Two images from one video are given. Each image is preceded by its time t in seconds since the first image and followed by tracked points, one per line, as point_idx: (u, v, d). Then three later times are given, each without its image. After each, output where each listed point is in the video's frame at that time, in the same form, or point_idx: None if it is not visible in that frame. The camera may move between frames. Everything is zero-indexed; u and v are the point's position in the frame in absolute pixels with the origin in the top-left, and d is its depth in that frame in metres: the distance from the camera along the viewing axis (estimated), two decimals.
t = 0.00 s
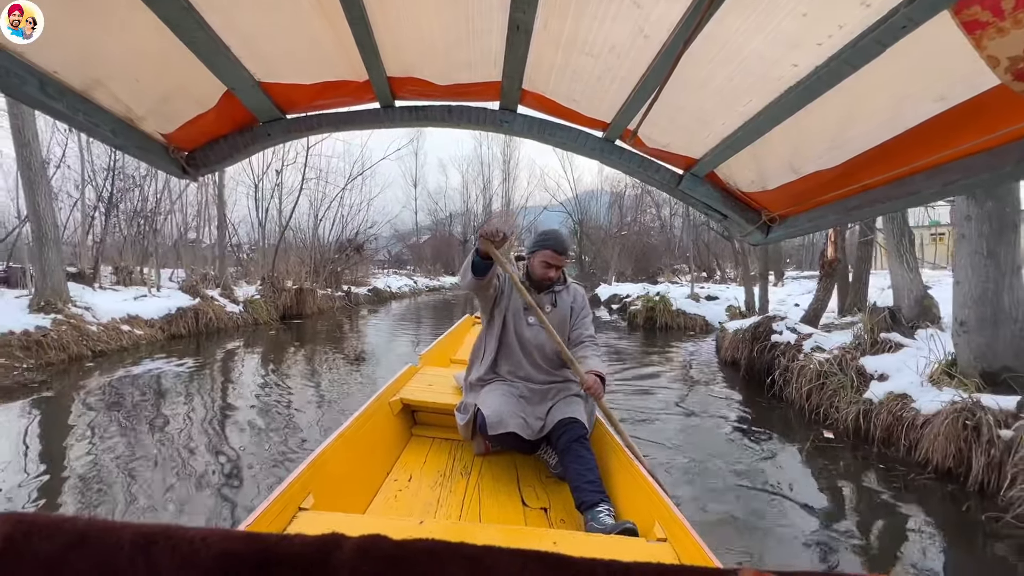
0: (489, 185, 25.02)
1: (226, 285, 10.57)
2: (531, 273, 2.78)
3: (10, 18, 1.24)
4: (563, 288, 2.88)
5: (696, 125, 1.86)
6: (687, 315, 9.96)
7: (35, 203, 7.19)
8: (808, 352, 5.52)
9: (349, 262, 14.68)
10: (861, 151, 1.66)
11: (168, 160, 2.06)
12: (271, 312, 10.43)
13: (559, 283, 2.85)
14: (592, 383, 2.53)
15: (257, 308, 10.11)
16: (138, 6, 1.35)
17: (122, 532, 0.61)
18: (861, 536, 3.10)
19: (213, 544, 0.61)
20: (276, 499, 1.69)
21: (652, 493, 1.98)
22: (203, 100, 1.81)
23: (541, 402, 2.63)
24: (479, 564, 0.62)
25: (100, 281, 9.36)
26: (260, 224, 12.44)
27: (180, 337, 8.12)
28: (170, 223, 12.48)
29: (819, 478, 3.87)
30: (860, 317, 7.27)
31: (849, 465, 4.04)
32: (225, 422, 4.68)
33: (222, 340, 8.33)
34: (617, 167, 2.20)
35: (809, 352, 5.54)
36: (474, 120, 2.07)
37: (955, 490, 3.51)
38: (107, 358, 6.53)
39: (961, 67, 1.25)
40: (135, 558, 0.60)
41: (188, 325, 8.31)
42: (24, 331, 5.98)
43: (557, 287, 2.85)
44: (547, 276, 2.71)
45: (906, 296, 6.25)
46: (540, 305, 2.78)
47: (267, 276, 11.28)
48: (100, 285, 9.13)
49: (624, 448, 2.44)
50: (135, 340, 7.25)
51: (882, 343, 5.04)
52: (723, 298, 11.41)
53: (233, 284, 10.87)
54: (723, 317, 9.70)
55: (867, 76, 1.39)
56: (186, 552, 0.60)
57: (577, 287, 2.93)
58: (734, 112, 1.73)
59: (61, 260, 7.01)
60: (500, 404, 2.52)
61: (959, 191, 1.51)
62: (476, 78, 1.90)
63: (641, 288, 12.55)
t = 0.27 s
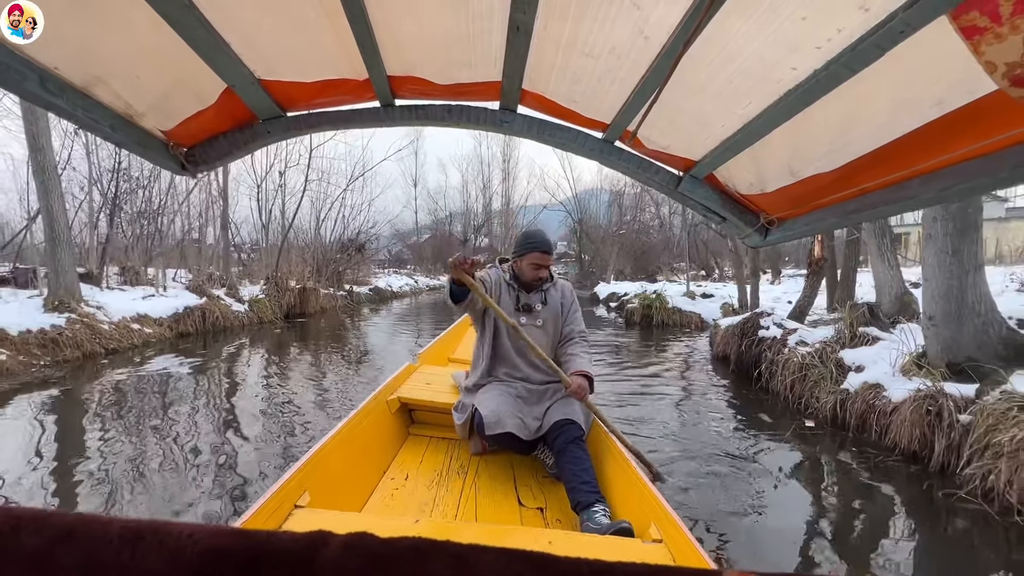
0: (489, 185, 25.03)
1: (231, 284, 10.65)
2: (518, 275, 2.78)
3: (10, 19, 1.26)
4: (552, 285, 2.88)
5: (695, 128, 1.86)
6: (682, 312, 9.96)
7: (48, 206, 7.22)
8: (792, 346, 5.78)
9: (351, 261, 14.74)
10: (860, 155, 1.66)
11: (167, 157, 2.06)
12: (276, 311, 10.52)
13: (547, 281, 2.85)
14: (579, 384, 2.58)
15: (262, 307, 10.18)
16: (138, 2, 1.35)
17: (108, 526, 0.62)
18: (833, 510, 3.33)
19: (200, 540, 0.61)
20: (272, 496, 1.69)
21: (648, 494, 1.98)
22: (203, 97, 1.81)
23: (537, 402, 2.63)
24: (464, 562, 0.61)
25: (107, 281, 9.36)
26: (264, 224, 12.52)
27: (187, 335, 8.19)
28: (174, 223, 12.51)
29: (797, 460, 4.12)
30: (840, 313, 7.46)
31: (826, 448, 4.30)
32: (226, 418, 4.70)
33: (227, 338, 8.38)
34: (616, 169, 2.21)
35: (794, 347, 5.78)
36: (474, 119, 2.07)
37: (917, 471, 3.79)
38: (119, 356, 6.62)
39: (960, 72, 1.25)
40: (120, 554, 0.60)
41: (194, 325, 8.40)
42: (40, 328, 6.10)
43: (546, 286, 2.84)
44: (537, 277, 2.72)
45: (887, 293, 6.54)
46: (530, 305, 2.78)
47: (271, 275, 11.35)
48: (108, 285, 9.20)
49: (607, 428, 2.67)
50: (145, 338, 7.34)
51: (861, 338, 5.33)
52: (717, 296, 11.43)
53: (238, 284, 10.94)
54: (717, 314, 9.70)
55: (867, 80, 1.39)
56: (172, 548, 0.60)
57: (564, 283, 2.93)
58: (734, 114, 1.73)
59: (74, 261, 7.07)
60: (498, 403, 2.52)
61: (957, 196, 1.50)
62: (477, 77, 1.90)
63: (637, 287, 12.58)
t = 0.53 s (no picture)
0: (488, 185, 25.04)
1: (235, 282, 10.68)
2: (510, 274, 2.76)
3: (10, 18, 1.27)
4: (542, 281, 2.84)
5: (692, 127, 1.86)
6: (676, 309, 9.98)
7: (59, 207, 7.16)
8: (777, 339, 5.92)
9: (352, 261, 14.75)
10: (855, 154, 1.66)
11: (161, 153, 2.05)
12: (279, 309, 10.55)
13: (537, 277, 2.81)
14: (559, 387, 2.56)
15: (265, 305, 10.20)
16: None
17: (77, 521, 0.61)
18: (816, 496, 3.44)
19: (171, 535, 0.61)
20: (266, 494, 1.68)
21: (643, 493, 1.98)
22: (197, 92, 1.80)
23: (535, 401, 2.62)
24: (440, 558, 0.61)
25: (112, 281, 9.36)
26: (266, 223, 12.52)
27: (194, 334, 8.19)
28: (176, 224, 12.50)
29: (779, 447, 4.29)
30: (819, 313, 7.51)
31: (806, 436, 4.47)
32: (226, 416, 4.70)
33: (232, 336, 8.39)
34: (613, 168, 2.20)
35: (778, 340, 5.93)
36: (471, 117, 2.06)
37: (886, 453, 4.00)
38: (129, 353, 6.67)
39: (955, 71, 1.25)
40: (88, 549, 0.59)
41: (201, 323, 8.40)
42: (53, 327, 6.19)
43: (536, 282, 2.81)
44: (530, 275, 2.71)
45: (867, 290, 6.51)
46: (524, 301, 2.76)
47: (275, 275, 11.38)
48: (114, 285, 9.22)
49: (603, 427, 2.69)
50: (153, 337, 7.38)
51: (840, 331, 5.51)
52: (713, 293, 11.46)
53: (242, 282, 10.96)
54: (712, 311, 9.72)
55: (863, 79, 1.38)
56: (142, 543, 0.60)
57: (554, 278, 2.90)
58: (730, 113, 1.73)
59: (86, 262, 7.10)
60: (495, 401, 2.52)
61: (951, 196, 1.50)
62: (472, 75, 1.89)
63: (634, 285, 12.59)
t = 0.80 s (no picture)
0: (485, 183, 25.06)
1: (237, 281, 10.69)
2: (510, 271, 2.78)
3: (11, 19, 1.27)
4: (542, 280, 2.85)
5: (684, 126, 1.86)
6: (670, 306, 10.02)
7: (69, 207, 7.12)
8: (762, 334, 6.01)
9: (353, 260, 14.77)
10: (846, 153, 1.67)
11: (150, 154, 2.04)
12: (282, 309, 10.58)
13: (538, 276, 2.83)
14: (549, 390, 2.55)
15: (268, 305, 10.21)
16: None
17: (49, 528, 0.60)
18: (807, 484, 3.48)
19: (146, 541, 0.60)
20: (260, 497, 1.67)
21: (638, 491, 1.98)
22: (187, 93, 1.79)
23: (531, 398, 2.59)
24: (419, 560, 0.61)
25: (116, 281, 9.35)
26: (268, 224, 12.51)
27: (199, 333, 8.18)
28: (176, 223, 12.46)
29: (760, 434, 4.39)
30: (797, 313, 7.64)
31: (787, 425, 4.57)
32: (229, 412, 4.70)
33: (235, 334, 8.38)
34: (606, 167, 2.21)
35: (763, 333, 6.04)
36: (464, 116, 2.06)
37: (859, 439, 4.13)
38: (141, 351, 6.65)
39: (943, 70, 1.25)
40: (60, 557, 0.59)
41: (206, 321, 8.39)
42: (68, 325, 6.15)
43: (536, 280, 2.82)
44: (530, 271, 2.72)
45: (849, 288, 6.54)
46: (521, 298, 2.74)
47: (277, 276, 11.39)
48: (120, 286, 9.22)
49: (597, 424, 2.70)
50: (161, 334, 7.37)
51: (822, 325, 5.62)
52: (705, 292, 11.52)
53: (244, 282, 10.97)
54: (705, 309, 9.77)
55: (852, 77, 1.39)
56: (115, 549, 0.59)
57: (555, 278, 2.91)
58: (722, 112, 1.73)
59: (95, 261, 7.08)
60: (490, 398, 2.50)
61: (942, 193, 1.51)
62: (465, 75, 1.89)
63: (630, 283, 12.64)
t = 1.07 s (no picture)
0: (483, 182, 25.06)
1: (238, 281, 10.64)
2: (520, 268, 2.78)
3: (10, 18, 1.26)
4: (551, 281, 2.84)
5: (678, 123, 1.87)
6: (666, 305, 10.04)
7: (76, 207, 7.08)
8: (750, 330, 6.05)
9: (352, 261, 14.72)
10: (837, 148, 1.67)
11: (142, 158, 2.03)
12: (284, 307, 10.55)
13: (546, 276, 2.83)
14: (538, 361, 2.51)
15: (270, 305, 10.17)
16: None
17: (50, 535, 0.60)
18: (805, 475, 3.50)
19: (148, 548, 0.60)
20: (259, 501, 1.67)
21: (637, 487, 1.99)
22: (178, 96, 1.78)
23: (530, 398, 2.61)
24: (422, 561, 0.61)
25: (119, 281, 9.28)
26: (268, 223, 12.43)
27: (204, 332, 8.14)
28: (176, 223, 12.40)
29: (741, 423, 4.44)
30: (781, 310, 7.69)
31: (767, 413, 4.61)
32: (232, 410, 4.68)
33: (238, 334, 8.32)
34: (600, 165, 2.21)
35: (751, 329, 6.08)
36: (458, 115, 2.06)
37: (835, 426, 4.19)
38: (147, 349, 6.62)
39: (932, 65, 1.27)
40: (62, 564, 0.59)
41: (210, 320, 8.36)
42: (76, 324, 6.15)
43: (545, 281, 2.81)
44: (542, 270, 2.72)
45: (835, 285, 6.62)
46: (527, 296, 2.74)
47: (278, 277, 11.34)
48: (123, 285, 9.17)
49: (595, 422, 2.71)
50: (167, 333, 7.34)
51: (807, 322, 5.69)
52: (701, 290, 11.55)
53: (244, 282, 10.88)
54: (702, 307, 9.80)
55: (842, 73, 1.40)
56: (118, 556, 0.59)
57: (563, 282, 2.90)
58: (715, 109, 1.74)
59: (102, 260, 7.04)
60: (490, 396, 2.51)
61: (932, 187, 1.52)
62: (457, 74, 1.88)
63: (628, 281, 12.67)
